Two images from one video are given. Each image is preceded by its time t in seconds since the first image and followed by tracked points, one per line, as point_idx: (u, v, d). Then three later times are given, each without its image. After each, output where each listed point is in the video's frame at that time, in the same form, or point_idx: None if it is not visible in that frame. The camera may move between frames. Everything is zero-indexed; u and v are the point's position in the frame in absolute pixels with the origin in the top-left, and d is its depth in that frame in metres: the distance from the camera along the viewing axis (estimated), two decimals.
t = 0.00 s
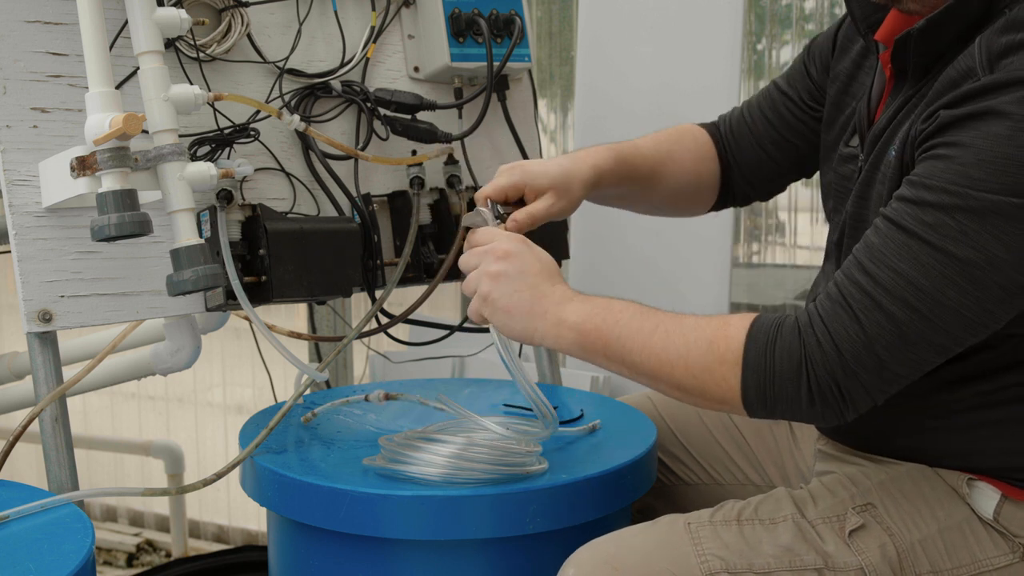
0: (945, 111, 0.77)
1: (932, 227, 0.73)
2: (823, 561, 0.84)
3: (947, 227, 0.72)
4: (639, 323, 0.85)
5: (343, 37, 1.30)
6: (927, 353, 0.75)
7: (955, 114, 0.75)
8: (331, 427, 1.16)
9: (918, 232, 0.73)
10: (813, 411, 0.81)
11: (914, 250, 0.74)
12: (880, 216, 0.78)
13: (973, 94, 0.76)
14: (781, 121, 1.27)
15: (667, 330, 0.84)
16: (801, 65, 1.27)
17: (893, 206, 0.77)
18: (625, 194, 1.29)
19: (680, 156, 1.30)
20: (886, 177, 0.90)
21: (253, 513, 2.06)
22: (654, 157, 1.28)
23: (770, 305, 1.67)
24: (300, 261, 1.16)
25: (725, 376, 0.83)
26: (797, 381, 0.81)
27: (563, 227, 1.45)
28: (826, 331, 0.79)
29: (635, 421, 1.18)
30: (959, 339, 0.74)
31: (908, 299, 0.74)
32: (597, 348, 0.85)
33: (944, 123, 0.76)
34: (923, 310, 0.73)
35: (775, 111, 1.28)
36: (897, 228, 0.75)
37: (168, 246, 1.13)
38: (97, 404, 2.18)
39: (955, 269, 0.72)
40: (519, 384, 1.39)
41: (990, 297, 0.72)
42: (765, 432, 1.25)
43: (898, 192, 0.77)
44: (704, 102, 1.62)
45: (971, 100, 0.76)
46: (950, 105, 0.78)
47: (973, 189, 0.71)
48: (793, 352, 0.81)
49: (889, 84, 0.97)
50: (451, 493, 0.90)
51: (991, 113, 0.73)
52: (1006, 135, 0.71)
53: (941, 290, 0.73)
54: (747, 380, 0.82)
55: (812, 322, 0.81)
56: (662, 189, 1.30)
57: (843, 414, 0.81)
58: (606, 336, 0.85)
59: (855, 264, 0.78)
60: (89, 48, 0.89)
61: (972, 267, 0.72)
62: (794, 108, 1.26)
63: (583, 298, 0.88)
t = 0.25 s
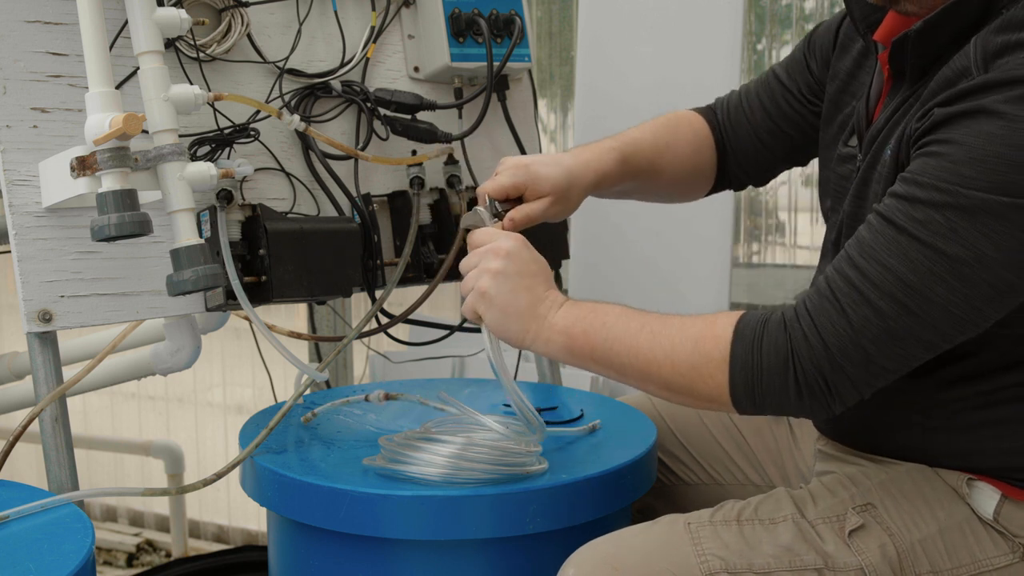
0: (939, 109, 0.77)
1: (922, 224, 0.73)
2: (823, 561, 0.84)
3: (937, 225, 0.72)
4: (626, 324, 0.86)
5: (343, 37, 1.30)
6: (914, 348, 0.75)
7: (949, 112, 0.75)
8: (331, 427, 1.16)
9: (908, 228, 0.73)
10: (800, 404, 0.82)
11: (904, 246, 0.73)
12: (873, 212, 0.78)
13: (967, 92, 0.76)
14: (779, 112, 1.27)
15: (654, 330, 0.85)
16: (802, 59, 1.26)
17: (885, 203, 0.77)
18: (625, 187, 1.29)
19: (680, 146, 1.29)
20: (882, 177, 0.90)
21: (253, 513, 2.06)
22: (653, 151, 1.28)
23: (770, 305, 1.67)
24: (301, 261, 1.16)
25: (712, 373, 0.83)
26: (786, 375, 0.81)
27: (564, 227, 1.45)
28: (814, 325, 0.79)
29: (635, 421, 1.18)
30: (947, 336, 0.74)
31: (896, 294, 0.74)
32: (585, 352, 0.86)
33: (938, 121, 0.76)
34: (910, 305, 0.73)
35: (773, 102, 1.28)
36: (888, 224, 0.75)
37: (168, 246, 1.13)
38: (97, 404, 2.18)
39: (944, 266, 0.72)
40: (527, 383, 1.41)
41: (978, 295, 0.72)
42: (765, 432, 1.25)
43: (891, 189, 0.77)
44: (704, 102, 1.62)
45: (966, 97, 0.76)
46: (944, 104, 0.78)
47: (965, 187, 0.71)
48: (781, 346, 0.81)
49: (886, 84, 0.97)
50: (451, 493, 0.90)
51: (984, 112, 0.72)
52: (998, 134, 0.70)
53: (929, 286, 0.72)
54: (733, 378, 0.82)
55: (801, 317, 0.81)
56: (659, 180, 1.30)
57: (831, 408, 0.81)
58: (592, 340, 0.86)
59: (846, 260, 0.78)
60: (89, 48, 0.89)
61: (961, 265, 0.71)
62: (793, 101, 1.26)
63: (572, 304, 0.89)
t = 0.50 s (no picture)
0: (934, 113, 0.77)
1: (919, 229, 0.73)
2: (824, 561, 0.84)
3: (935, 229, 0.72)
4: (625, 334, 0.86)
5: (343, 37, 1.30)
6: (915, 353, 0.75)
7: (943, 116, 0.75)
8: (331, 427, 1.16)
9: (906, 233, 0.73)
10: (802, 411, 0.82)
11: (902, 251, 0.73)
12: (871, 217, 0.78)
13: (962, 96, 0.76)
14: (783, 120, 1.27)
15: (654, 340, 0.85)
16: (803, 64, 1.26)
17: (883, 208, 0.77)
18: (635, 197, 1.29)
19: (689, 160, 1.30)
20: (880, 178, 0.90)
21: (253, 513, 2.06)
22: (659, 159, 1.28)
23: (770, 305, 1.68)
24: (301, 261, 1.16)
25: (713, 381, 0.83)
26: (787, 381, 0.81)
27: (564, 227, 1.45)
28: (815, 331, 0.79)
29: (636, 421, 1.18)
30: (947, 340, 0.74)
31: (896, 300, 0.74)
32: (585, 362, 0.86)
33: (933, 125, 0.76)
34: (910, 310, 0.73)
35: (777, 110, 1.28)
36: (886, 229, 0.75)
37: (168, 246, 1.13)
38: (97, 404, 2.18)
39: (942, 271, 0.72)
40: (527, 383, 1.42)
41: (977, 298, 0.72)
42: (765, 432, 1.25)
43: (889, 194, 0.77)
44: (704, 102, 1.62)
45: (962, 101, 0.76)
46: (939, 108, 0.78)
47: (961, 192, 0.71)
48: (782, 352, 0.81)
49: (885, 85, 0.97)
50: (452, 493, 0.90)
51: (978, 117, 0.72)
52: (994, 139, 0.70)
53: (929, 291, 0.72)
54: (735, 386, 0.83)
55: (802, 323, 0.81)
56: (666, 191, 1.30)
57: (832, 413, 0.81)
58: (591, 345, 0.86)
59: (844, 266, 0.78)
60: (89, 48, 0.89)
61: (960, 269, 0.71)
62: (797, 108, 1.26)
63: (571, 314, 0.89)
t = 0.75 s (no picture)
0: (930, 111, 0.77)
1: (913, 226, 0.73)
2: (823, 561, 0.84)
3: (928, 227, 0.72)
4: (619, 332, 0.86)
5: (343, 37, 1.30)
6: (908, 350, 0.75)
7: (939, 114, 0.75)
8: (331, 427, 1.16)
9: (899, 230, 0.73)
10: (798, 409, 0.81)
11: (896, 249, 0.73)
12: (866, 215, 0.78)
13: (957, 94, 0.76)
14: (788, 125, 1.27)
15: (647, 338, 0.85)
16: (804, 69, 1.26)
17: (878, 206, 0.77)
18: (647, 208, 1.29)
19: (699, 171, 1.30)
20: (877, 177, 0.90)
21: (253, 513, 2.06)
22: (673, 170, 1.28)
23: (770, 305, 1.68)
24: (300, 261, 1.16)
25: (709, 380, 0.83)
26: (783, 379, 0.81)
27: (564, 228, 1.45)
28: (810, 329, 0.79)
29: (636, 421, 1.18)
30: (940, 336, 0.74)
31: (889, 297, 0.74)
32: (580, 361, 0.86)
33: (929, 123, 0.76)
34: (904, 308, 0.73)
35: (783, 117, 1.28)
36: (880, 227, 0.75)
37: (168, 246, 1.13)
38: (97, 404, 2.18)
39: (936, 267, 0.72)
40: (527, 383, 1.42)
41: (969, 295, 0.72)
42: (765, 432, 1.25)
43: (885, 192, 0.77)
44: (704, 102, 1.62)
45: (958, 99, 0.76)
46: (935, 106, 0.78)
47: (956, 190, 0.71)
48: (778, 350, 0.81)
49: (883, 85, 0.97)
50: (451, 493, 0.90)
51: (973, 115, 0.73)
52: (989, 137, 0.71)
53: (922, 288, 0.72)
54: (729, 385, 0.82)
55: (797, 321, 0.81)
56: (679, 201, 1.30)
57: (828, 411, 0.81)
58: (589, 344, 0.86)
59: (839, 263, 0.78)
60: (89, 48, 0.89)
61: (953, 266, 0.71)
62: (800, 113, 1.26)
63: (566, 314, 0.89)
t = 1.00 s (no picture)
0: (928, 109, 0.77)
1: (909, 225, 0.73)
2: (824, 561, 0.84)
3: (926, 226, 0.72)
4: (618, 337, 0.86)
5: (343, 37, 1.30)
6: (905, 348, 0.75)
7: (936, 113, 0.75)
8: (331, 427, 1.16)
9: (896, 229, 0.73)
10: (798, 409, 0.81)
11: (893, 248, 0.74)
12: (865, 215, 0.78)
13: (955, 92, 0.76)
14: (798, 140, 1.26)
15: (645, 341, 0.85)
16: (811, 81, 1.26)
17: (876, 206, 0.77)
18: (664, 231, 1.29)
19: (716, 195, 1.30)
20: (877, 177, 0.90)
21: (253, 513, 2.06)
22: (689, 192, 1.28)
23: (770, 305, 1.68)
24: (301, 261, 1.16)
25: (707, 382, 0.83)
26: (782, 381, 0.81)
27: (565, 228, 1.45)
28: (809, 329, 0.79)
29: (636, 421, 1.18)
30: (937, 335, 0.74)
31: (887, 296, 0.74)
32: (579, 366, 0.86)
33: (927, 121, 0.76)
34: (901, 307, 0.73)
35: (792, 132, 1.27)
36: (877, 226, 0.75)
37: (168, 246, 1.13)
38: (97, 404, 2.18)
39: (932, 266, 0.72)
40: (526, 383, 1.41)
41: (966, 293, 0.72)
42: (765, 433, 1.25)
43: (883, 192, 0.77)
44: (704, 102, 1.62)
45: (955, 96, 0.76)
46: (934, 104, 0.78)
47: (952, 188, 0.71)
48: (777, 351, 0.81)
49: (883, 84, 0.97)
50: (452, 493, 0.90)
51: (970, 113, 0.73)
52: (985, 135, 0.71)
53: (919, 287, 0.72)
54: (729, 388, 0.82)
55: (797, 321, 0.81)
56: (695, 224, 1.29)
57: (828, 411, 0.80)
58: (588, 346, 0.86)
59: (837, 263, 0.78)
60: (89, 48, 0.89)
61: (949, 264, 0.71)
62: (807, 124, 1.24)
63: (566, 319, 0.89)
